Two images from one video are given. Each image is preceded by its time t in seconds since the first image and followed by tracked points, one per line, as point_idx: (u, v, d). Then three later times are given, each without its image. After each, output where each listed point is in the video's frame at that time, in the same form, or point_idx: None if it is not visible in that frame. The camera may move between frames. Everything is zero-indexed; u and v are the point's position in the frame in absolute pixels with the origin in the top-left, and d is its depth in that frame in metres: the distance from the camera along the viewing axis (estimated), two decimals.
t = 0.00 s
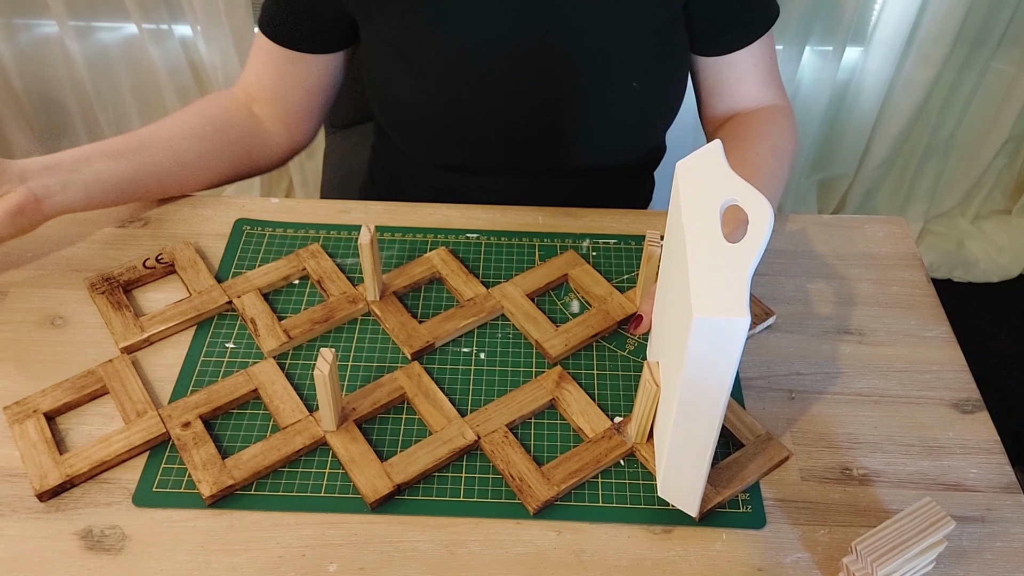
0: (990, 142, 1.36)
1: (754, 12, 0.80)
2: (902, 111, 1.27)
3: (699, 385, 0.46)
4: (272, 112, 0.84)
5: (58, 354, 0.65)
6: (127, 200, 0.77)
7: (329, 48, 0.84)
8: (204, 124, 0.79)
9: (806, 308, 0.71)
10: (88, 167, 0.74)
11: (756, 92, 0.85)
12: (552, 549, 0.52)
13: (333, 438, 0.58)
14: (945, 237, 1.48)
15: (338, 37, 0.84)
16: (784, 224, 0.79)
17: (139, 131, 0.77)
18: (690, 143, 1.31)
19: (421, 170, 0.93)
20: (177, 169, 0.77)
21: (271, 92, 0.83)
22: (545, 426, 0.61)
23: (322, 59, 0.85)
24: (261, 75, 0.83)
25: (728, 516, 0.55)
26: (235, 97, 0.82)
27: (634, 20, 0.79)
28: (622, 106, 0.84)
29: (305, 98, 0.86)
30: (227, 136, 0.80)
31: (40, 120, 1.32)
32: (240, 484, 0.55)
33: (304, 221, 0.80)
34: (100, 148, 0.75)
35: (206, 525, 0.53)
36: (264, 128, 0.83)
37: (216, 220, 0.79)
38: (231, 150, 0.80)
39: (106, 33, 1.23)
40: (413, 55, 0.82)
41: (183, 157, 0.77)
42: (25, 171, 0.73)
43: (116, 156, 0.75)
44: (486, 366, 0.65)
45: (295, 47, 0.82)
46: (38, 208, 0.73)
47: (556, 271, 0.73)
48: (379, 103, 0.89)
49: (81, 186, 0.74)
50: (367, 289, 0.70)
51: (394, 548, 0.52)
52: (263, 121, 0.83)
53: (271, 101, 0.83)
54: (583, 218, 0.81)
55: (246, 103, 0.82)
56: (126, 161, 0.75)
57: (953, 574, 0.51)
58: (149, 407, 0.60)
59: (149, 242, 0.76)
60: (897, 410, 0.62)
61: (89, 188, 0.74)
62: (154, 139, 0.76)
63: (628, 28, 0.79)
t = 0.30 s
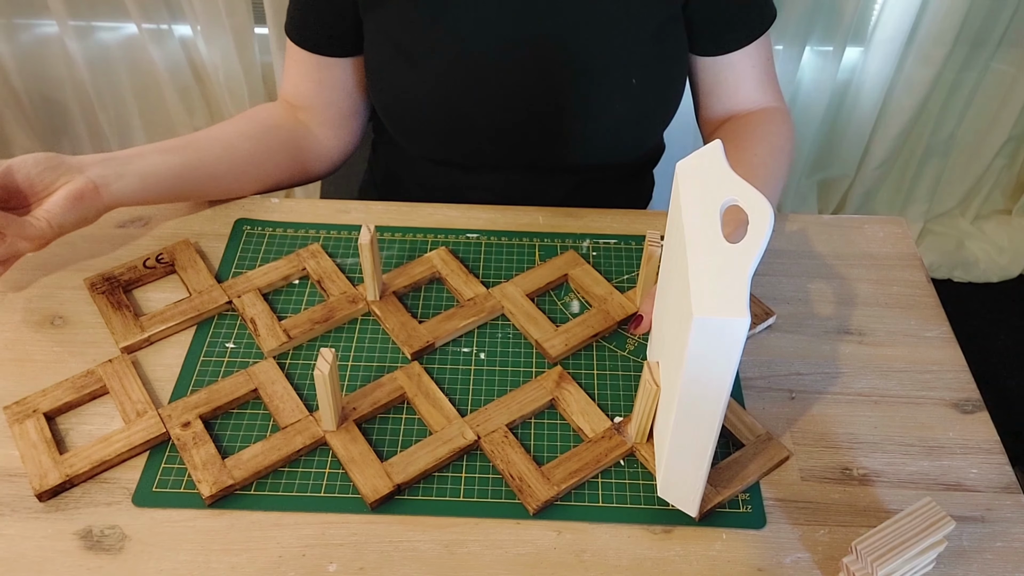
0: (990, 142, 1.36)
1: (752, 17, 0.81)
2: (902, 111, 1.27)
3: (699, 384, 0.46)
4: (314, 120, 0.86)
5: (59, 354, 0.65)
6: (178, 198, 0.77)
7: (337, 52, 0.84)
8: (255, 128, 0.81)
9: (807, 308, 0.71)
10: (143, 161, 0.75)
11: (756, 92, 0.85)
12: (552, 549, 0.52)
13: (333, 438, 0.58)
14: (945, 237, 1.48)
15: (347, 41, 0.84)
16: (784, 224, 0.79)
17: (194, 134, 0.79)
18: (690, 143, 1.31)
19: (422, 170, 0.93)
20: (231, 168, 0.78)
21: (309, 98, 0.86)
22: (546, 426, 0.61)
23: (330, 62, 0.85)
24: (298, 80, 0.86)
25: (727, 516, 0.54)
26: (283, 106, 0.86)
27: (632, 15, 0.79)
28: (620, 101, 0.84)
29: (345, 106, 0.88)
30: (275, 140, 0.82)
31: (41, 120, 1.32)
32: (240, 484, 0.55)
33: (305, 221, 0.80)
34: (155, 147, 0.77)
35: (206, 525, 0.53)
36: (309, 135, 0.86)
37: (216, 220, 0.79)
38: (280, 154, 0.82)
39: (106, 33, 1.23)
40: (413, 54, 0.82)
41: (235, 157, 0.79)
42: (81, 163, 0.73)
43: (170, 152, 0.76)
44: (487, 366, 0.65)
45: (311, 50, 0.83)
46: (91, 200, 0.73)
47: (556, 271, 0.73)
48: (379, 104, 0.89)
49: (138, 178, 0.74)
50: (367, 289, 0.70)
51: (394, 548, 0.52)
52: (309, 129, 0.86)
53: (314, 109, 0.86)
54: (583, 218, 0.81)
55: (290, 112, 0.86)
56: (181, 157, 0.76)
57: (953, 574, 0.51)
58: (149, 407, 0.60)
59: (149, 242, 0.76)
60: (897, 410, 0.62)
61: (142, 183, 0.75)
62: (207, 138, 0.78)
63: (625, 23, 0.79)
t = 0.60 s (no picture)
0: (991, 142, 1.36)
1: (751, 15, 0.81)
2: (903, 110, 1.27)
3: (700, 384, 0.46)
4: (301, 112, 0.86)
5: (58, 355, 0.65)
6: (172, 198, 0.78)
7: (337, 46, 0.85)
8: (244, 123, 0.81)
9: (807, 308, 0.71)
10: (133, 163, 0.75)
11: (757, 92, 0.85)
12: (552, 549, 0.52)
13: (332, 438, 0.58)
14: (945, 237, 1.48)
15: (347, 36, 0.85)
16: (784, 224, 0.79)
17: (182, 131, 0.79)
18: (690, 143, 1.31)
19: (422, 169, 0.93)
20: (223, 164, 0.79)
21: (304, 92, 0.86)
22: (545, 426, 0.61)
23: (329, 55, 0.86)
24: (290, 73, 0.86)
25: (727, 516, 0.54)
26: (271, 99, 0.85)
27: (633, 12, 0.79)
28: (620, 97, 0.84)
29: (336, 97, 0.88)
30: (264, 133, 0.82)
31: (39, 120, 1.32)
32: (239, 484, 0.55)
33: (304, 221, 0.80)
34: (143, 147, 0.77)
35: (205, 525, 0.53)
36: (301, 129, 0.86)
37: (215, 220, 0.79)
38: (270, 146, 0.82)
39: (106, 33, 1.23)
40: (413, 53, 0.82)
41: (226, 155, 0.78)
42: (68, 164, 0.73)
43: (160, 153, 0.76)
44: (486, 366, 0.65)
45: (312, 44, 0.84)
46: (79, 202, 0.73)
47: (556, 271, 0.73)
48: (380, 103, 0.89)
49: (127, 179, 0.75)
50: (366, 289, 0.70)
51: (394, 548, 0.52)
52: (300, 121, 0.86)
53: (304, 101, 0.86)
54: (583, 218, 0.81)
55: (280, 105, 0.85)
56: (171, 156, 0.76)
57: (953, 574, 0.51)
58: (149, 407, 0.60)
59: (148, 243, 0.76)
60: (897, 410, 0.62)
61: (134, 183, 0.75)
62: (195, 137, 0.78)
63: (626, 19, 0.79)
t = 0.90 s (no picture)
0: (991, 141, 1.36)
1: (749, 15, 0.81)
2: (902, 111, 1.27)
3: (700, 384, 0.46)
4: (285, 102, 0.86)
5: (58, 355, 0.65)
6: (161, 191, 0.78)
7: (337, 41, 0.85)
8: (231, 118, 0.81)
9: (806, 308, 0.71)
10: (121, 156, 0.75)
11: (756, 92, 0.85)
12: (552, 549, 0.52)
13: (332, 438, 0.58)
14: (944, 237, 1.48)
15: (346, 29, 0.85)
16: (784, 224, 0.79)
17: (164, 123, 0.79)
18: (690, 143, 1.31)
19: (421, 169, 0.93)
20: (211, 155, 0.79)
21: (293, 85, 0.86)
22: (545, 426, 0.61)
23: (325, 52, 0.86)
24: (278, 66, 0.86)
25: (727, 516, 0.54)
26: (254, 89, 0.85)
27: (632, 10, 0.79)
28: (619, 95, 0.84)
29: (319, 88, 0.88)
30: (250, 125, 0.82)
31: (40, 120, 1.32)
32: (239, 484, 0.55)
33: (304, 221, 0.80)
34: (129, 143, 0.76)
35: (205, 525, 0.53)
36: (285, 120, 0.86)
37: (215, 220, 0.79)
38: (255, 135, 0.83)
39: (106, 33, 1.23)
40: (413, 52, 0.82)
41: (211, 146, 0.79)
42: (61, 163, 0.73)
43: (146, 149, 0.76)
44: (486, 366, 0.65)
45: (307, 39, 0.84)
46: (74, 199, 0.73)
47: (556, 271, 0.73)
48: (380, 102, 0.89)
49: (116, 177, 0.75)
50: (367, 289, 0.70)
51: (394, 548, 0.52)
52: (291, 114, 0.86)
53: (288, 92, 0.86)
54: (583, 218, 0.81)
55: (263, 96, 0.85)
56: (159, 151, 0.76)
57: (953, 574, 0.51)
58: (149, 407, 0.60)
59: (148, 243, 0.76)
60: (897, 410, 0.62)
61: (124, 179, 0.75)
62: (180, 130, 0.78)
63: (625, 17, 0.79)
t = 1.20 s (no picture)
0: (990, 141, 1.36)
1: (748, 16, 0.81)
2: (902, 110, 1.27)
3: (699, 384, 0.46)
4: (251, 91, 0.84)
5: (58, 355, 0.65)
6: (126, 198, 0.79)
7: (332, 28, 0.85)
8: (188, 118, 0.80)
9: (806, 308, 0.71)
10: (81, 178, 0.75)
11: (756, 93, 0.84)
12: (552, 549, 0.52)
13: (332, 438, 0.58)
14: (945, 237, 1.48)
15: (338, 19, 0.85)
16: (783, 224, 0.79)
17: (113, 130, 0.77)
18: (691, 143, 1.31)
19: (421, 168, 0.93)
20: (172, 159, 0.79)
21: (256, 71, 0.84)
22: (545, 426, 0.61)
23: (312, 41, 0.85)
24: (244, 55, 0.83)
25: (727, 516, 0.54)
26: (211, 80, 0.82)
27: (633, 10, 0.79)
28: (618, 94, 0.84)
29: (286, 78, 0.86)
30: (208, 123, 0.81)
31: (40, 121, 1.32)
32: (239, 484, 0.55)
33: (304, 221, 0.80)
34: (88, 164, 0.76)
35: (205, 525, 0.53)
36: (245, 111, 0.84)
37: (215, 220, 0.79)
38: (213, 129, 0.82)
39: (106, 33, 1.23)
40: (413, 52, 0.82)
41: (169, 153, 0.78)
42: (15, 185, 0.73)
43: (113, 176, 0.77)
44: (486, 366, 0.65)
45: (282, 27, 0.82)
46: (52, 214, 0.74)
47: (556, 271, 0.73)
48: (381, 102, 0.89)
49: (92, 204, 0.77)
50: (367, 289, 0.70)
51: (394, 549, 0.52)
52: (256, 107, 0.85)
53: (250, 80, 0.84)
54: (583, 218, 0.81)
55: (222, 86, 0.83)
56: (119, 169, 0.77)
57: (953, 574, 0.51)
58: (149, 408, 0.60)
59: (148, 243, 0.76)
60: (897, 410, 0.62)
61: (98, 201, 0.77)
62: (136, 138, 0.77)
63: (625, 17, 0.79)
